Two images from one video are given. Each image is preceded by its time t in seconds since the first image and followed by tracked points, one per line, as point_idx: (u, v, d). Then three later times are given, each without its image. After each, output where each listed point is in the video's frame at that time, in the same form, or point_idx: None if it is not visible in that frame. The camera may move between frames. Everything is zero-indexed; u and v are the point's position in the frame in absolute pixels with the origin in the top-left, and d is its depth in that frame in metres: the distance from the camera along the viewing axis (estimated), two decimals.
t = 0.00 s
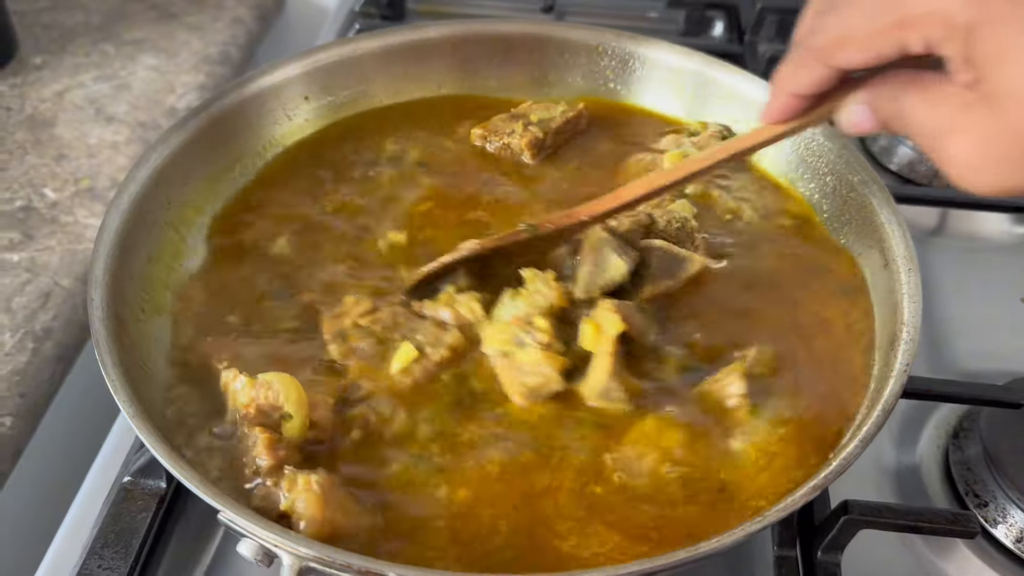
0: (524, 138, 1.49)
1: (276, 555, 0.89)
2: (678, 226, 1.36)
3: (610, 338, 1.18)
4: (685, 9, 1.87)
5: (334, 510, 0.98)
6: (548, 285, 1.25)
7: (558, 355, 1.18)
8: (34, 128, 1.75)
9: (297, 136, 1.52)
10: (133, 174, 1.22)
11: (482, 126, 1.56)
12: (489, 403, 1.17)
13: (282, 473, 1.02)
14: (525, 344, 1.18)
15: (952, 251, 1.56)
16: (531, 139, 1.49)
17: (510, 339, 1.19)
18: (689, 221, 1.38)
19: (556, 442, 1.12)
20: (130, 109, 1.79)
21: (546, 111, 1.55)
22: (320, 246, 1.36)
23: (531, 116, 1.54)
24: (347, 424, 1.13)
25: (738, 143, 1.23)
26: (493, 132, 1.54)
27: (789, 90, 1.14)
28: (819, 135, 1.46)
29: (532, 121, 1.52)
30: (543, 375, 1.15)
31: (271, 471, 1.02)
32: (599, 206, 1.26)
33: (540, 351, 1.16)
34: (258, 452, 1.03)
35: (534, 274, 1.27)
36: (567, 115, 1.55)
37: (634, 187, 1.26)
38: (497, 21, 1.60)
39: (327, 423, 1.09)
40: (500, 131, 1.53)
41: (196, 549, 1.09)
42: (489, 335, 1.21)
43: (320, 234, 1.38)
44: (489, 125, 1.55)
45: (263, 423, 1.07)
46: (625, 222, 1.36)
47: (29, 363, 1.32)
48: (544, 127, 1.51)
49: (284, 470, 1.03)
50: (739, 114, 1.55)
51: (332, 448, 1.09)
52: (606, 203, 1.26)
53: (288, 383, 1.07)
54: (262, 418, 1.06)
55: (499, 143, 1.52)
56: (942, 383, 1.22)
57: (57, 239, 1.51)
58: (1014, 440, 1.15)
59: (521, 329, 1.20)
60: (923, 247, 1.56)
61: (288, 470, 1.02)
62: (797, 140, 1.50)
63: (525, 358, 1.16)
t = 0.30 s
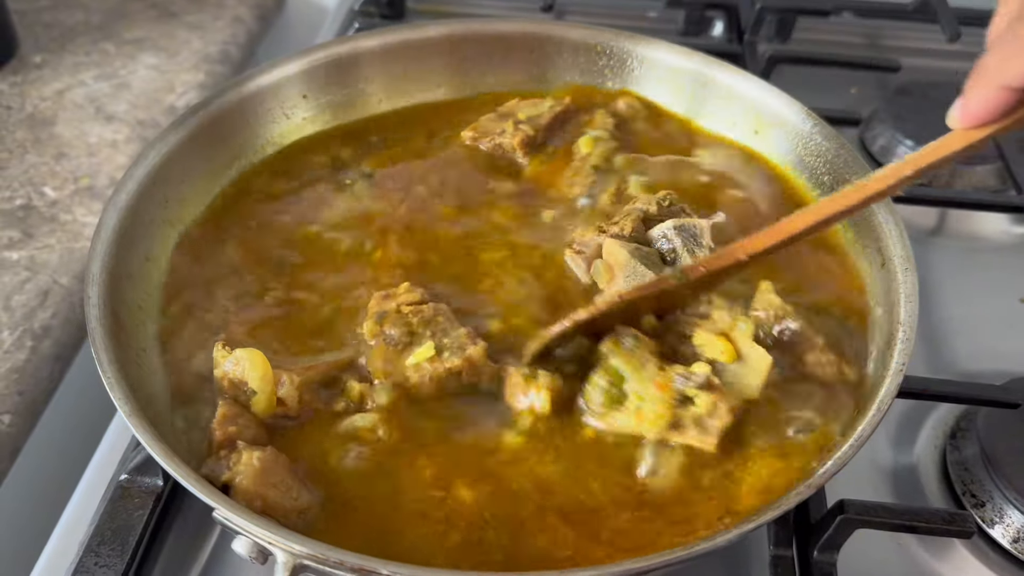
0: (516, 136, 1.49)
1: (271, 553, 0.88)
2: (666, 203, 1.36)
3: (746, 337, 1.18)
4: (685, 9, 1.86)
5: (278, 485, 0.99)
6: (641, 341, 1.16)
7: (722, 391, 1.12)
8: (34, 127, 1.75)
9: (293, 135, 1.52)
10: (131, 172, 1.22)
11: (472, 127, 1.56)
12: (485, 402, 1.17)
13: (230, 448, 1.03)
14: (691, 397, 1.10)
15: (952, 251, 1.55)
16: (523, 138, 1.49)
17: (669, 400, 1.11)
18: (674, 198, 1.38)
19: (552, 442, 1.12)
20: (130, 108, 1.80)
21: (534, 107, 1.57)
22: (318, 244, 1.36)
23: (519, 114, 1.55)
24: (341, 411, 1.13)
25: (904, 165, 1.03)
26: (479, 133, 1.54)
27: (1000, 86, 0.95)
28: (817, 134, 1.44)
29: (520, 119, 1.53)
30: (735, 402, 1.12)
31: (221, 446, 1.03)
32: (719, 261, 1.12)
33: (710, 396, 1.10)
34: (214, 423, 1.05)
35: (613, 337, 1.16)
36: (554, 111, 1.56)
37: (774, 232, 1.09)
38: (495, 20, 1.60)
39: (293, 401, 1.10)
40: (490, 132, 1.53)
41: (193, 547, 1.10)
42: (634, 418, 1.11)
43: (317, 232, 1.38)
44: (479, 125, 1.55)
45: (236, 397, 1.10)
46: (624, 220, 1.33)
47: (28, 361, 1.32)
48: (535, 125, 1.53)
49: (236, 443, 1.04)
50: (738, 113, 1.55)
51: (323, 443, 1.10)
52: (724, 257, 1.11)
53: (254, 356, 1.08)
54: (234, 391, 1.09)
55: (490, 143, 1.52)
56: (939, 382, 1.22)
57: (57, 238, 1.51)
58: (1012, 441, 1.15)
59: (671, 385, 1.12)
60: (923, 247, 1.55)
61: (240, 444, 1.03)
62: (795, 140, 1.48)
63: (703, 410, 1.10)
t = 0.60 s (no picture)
0: (438, 149, 1.47)
1: (267, 550, 0.89)
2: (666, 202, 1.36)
3: (734, 331, 1.13)
4: (684, 9, 1.87)
5: (271, 484, 0.99)
6: (630, 342, 1.13)
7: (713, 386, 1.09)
8: (34, 127, 1.76)
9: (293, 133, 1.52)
10: (130, 171, 1.22)
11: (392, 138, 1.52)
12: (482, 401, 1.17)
13: (230, 447, 1.03)
14: (677, 391, 1.09)
15: (951, 251, 1.56)
16: (446, 148, 1.47)
17: (659, 397, 1.10)
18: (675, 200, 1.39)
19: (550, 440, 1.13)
20: (130, 107, 1.80)
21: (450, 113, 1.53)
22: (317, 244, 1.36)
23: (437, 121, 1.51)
24: (341, 407, 1.12)
25: (885, 189, 1.09)
26: (399, 143, 1.51)
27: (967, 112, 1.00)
28: (815, 134, 1.44)
29: (440, 127, 1.50)
30: (723, 395, 1.08)
31: (221, 446, 1.03)
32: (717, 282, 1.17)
33: (694, 390, 1.07)
34: (215, 420, 1.04)
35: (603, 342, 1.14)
36: (472, 116, 1.52)
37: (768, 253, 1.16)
38: (495, 20, 1.60)
39: (292, 394, 1.10)
40: (411, 143, 1.50)
41: (191, 546, 1.10)
42: (630, 418, 1.10)
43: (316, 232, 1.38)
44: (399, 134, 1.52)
45: (234, 394, 1.09)
46: (629, 221, 1.33)
47: (27, 360, 1.33)
48: (455, 133, 1.50)
49: (234, 443, 1.03)
50: (736, 114, 1.55)
51: (319, 442, 1.09)
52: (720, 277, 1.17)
53: (249, 352, 1.08)
54: (233, 388, 1.09)
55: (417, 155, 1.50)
56: (935, 382, 1.23)
57: (56, 237, 1.51)
58: (1008, 441, 1.15)
59: (659, 382, 1.11)
60: (922, 247, 1.56)
61: (239, 445, 1.02)
62: (794, 140, 1.47)
63: (690, 404, 1.07)
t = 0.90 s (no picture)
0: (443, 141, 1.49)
1: (269, 550, 0.89)
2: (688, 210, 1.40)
3: (736, 336, 1.13)
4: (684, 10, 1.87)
5: (273, 484, 0.99)
6: (631, 343, 1.13)
7: (714, 391, 1.11)
8: (36, 127, 1.76)
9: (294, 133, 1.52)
10: (131, 171, 1.22)
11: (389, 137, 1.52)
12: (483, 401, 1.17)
13: (234, 448, 1.03)
14: (681, 397, 1.09)
15: (951, 252, 1.56)
16: (449, 141, 1.49)
17: (662, 403, 1.10)
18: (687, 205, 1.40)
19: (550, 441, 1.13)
20: (131, 108, 1.80)
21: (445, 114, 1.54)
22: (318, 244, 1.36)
23: (434, 120, 1.53)
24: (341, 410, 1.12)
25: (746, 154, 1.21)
26: (398, 141, 1.51)
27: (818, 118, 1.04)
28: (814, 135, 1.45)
29: (438, 125, 1.52)
30: (726, 402, 1.09)
31: (226, 445, 1.04)
32: (584, 215, 1.30)
33: (698, 397, 1.08)
34: (219, 421, 1.04)
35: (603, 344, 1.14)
36: (467, 115, 1.55)
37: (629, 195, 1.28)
38: (496, 21, 1.60)
39: (295, 395, 1.10)
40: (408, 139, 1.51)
41: (193, 545, 1.10)
42: (631, 419, 1.10)
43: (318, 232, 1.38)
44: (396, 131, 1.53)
45: (238, 394, 1.09)
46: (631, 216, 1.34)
47: (29, 360, 1.33)
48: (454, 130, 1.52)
49: (239, 443, 1.04)
50: (736, 114, 1.55)
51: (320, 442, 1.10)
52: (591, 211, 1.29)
53: (251, 353, 1.07)
54: (236, 389, 1.09)
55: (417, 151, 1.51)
56: (935, 383, 1.22)
57: (58, 237, 1.51)
58: (1009, 442, 1.15)
59: (662, 388, 1.10)
60: (922, 248, 1.56)
61: (244, 445, 1.03)
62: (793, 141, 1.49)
63: (693, 410, 1.09)
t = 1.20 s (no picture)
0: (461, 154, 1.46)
1: (280, 550, 0.89)
2: (717, 248, 1.33)
3: (744, 338, 1.13)
4: (689, 13, 1.87)
5: (280, 485, 0.99)
6: (639, 345, 1.13)
7: (722, 391, 1.10)
8: (41, 128, 1.76)
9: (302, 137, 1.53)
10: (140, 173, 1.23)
11: (405, 147, 1.50)
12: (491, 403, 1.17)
13: (242, 448, 1.04)
14: (689, 399, 1.09)
15: (955, 253, 1.56)
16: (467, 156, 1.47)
17: (669, 404, 1.09)
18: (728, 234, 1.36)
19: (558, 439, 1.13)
20: (136, 109, 1.81)
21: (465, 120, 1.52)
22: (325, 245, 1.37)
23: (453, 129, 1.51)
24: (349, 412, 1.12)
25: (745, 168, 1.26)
26: (414, 151, 1.48)
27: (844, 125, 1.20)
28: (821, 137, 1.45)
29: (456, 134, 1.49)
30: (733, 403, 1.09)
31: (235, 445, 1.04)
32: (614, 196, 1.35)
33: (706, 398, 1.08)
34: (229, 421, 1.05)
35: (612, 345, 1.14)
36: (485, 123, 1.53)
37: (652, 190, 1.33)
38: (505, 23, 1.62)
39: (305, 397, 1.10)
40: (426, 151, 1.48)
41: (201, 545, 1.10)
42: (639, 419, 1.09)
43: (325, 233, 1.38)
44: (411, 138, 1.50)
45: (249, 394, 1.09)
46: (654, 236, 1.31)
47: (36, 361, 1.33)
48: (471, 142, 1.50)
49: (248, 443, 1.04)
50: (743, 117, 1.56)
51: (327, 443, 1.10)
52: (627, 187, 1.35)
53: (263, 354, 1.08)
54: (247, 389, 1.09)
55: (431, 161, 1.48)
56: (942, 385, 1.23)
57: (64, 238, 1.52)
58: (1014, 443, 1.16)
59: (670, 390, 1.10)
60: (926, 250, 1.56)
61: (253, 445, 1.03)
62: (799, 143, 1.49)
63: (701, 412, 1.08)
